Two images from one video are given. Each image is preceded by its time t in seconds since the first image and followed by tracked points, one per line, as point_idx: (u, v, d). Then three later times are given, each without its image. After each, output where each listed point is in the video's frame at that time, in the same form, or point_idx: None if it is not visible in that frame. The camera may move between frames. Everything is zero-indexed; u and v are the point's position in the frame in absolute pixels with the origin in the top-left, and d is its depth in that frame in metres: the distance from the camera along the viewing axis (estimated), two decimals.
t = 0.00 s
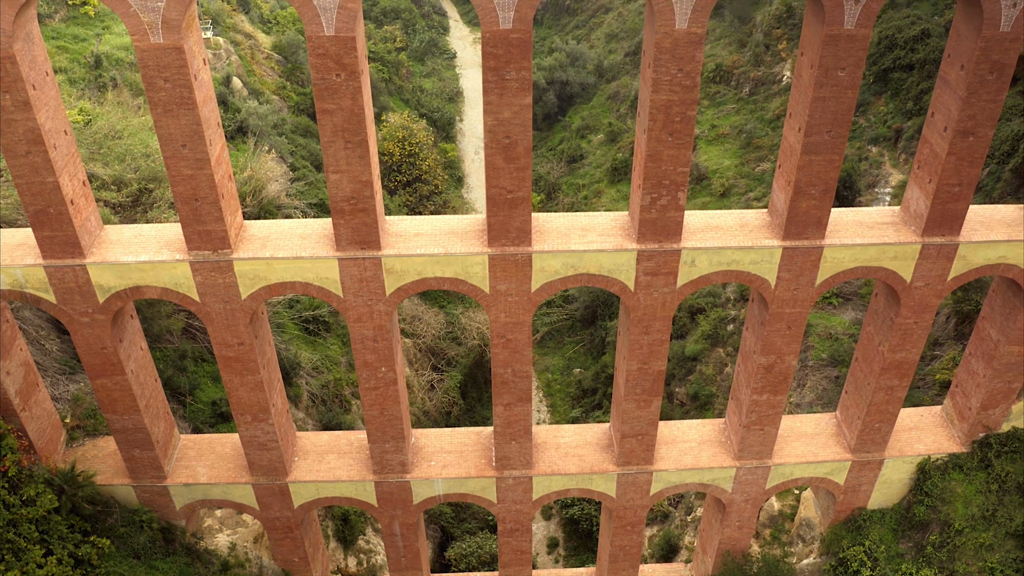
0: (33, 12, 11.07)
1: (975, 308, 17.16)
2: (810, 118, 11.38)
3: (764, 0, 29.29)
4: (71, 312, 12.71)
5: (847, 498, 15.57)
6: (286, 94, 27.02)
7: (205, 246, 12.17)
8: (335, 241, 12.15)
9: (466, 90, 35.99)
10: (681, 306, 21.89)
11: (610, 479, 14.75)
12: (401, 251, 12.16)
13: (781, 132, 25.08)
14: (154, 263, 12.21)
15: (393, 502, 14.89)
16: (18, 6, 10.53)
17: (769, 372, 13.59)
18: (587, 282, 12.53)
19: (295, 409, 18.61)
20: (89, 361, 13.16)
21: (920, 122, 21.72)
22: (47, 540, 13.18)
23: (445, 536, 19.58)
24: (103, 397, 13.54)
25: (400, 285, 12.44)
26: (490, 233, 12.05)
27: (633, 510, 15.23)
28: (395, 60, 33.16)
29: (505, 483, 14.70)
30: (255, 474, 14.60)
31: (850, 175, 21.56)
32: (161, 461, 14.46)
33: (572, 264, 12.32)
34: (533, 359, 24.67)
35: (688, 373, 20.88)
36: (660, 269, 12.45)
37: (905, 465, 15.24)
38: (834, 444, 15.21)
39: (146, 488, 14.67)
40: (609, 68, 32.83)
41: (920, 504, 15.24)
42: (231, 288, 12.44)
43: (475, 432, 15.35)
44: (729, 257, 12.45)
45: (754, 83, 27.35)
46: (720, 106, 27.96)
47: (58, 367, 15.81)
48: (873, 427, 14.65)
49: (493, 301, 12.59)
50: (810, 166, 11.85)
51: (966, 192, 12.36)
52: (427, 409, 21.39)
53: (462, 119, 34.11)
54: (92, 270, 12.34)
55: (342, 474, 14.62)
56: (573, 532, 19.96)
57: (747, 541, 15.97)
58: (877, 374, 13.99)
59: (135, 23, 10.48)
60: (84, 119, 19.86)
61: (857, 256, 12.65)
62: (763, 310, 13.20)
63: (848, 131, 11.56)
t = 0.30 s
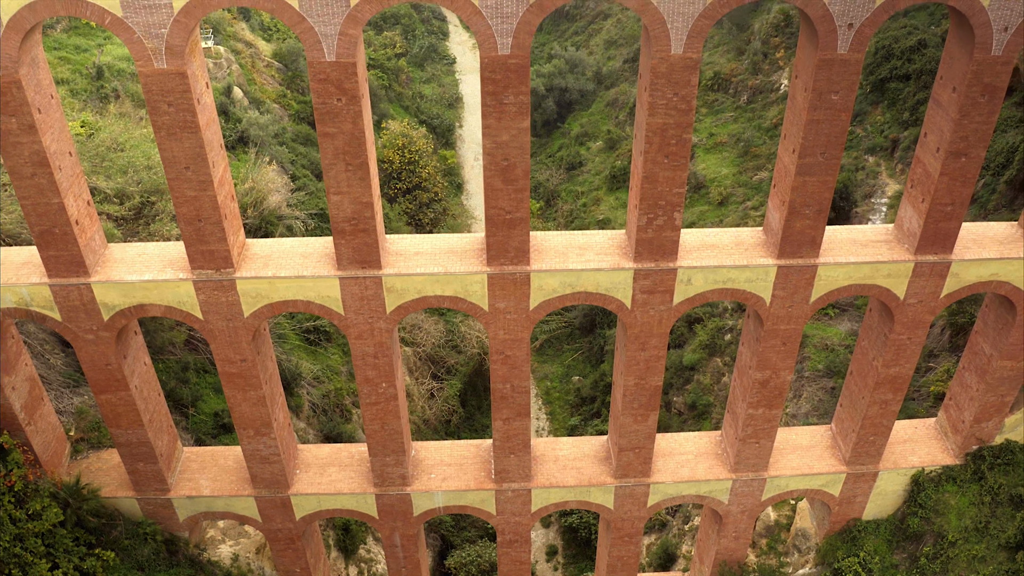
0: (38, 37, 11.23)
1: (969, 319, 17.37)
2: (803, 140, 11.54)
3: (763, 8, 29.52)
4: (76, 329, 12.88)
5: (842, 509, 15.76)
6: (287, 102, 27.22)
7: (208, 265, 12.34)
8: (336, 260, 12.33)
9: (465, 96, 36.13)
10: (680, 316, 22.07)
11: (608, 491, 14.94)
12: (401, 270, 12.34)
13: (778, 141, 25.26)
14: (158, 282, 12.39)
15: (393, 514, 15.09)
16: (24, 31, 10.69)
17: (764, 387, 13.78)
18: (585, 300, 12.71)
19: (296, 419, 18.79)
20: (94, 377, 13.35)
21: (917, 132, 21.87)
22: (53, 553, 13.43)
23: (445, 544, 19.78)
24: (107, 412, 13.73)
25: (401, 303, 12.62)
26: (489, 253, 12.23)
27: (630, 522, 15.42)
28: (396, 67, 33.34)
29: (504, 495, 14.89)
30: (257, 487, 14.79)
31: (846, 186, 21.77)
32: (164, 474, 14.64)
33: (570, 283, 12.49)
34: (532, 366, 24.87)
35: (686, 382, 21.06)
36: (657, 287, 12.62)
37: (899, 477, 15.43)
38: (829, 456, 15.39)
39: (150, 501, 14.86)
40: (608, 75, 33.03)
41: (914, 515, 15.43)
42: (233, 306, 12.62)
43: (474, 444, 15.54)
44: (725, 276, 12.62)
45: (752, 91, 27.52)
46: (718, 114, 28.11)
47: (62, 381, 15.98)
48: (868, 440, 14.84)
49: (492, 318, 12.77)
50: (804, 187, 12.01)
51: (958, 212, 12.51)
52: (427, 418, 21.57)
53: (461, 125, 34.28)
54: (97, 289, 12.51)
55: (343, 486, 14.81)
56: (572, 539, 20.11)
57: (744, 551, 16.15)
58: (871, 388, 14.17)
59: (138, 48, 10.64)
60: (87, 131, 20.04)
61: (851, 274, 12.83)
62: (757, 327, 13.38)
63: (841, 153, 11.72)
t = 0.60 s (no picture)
0: (48, 62, 11.38)
1: (966, 332, 17.63)
2: (801, 162, 11.72)
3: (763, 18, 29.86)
4: (86, 346, 13.07)
5: (840, 520, 15.96)
6: (289, 111, 27.40)
7: (216, 284, 12.53)
8: (342, 280, 12.53)
9: (466, 102, 36.32)
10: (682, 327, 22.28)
11: (609, 503, 15.15)
12: (406, 289, 12.53)
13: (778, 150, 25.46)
14: (166, 301, 12.58)
15: (397, 526, 15.31)
16: (34, 58, 10.86)
17: (763, 402, 13.97)
18: (586, 318, 12.90)
19: (300, 429, 18.97)
20: (102, 393, 13.55)
21: (916, 143, 22.10)
22: (62, 566, 13.66)
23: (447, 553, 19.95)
24: (115, 427, 13.93)
25: (405, 321, 12.80)
26: (492, 272, 12.43)
27: (631, 533, 15.63)
28: (396, 74, 33.53)
29: (507, 507, 15.10)
30: (263, 500, 15.00)
31: (845, 198, 21.85)
32: (171, 487, 14.84)
33: (571, 301, 12.69)
34: (533, 374, 25.07)
35: (686, 392, 21.27)
36: (657, 305, 12.82)
37: (896, 489, 15.63)
38: (827, 469, 15.60)
39: (156, 513, 15.07)
40: (608, 82, 33.25)
41: (911, 526, 15.64)
42: (240, 324, 12.81)
43: (477, 457, 15.74)
44: (724, 294, 12.81)
45: (752, 100, 27.73)
46: (718, 122, 28.30)
47: (70, 394, 16.16)
48: (865, 453, 15.04)
49: (495, 336, 12.97)
50: (802, 208, 12.19)
51: (954, 231, 12.70)
52: (430, 426, 21.73)
53: (462, 131, 34.50)
54: (106, 307, 12.69)
55: (347, 499, 15.01)
56: (573, 547, 20.25)
57: (743, 561, 16.38)
58: (868, 403, 14.36)
59: (147, 75, 10.81)
60: (92, 144, 20.21)
61: (848, 292, 13.01)
62: (756, 343, 13.58)
63: (839, 175, 11.90)
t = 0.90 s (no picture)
0: (57, 85, 11.60)
1: (961, 343, 17.88)
2: (797, 182, 11.92)
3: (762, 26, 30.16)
4: (93, 361, 13.29)
5: (836, 529, 16.19)
6: (291, 119, 27.66)
7: (222, 301, 12.75)
8: (346, 296, 12.75)
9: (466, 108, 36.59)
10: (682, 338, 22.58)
11: (608, 513, 15.37)
12: (409, 305, 12.75)
13: (776, 158, 25.69)
14: (172, 317, 12.79)
15: (399, 535, 15.54)
16: (44, 82, 11.08)
17: (760, 415, 14.18)
18: (586, 334, 13.12)
19: (303, 437, 19.13)
20: (109, 406, 13.77)
21: (912, 153, 22.31)
22: None
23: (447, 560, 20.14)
24: (123, 439, 14.16)
25: (408, 337, 13.03)
26: (493, 289, 12.64)
27: (630, 542, 15.87)
28: (398, 81, 33.85)
29: (507, 517, 15.33)
30: (267, 510, 15.22)
31: (842, 208, 22.07)
32: (177, 498, 15.07)
33: (571, 317, 12.90)
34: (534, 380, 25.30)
35: (685, 400, 21.52)
36: (656, 321, 13.03)
37: (891, 499, 15.85)
38: (823, 479, 15.82)
39: (162, 524, 15.30)
40: (608, 88, 33.51)
41: (906, 536, 15.84)
42: (245, 339, 13.04)
43: (478, 468, 15.98)
44: (721, 310, 13.03)
45: (750, 108, 27.98)
46: (717, 130, 28.55)
47: (76, 406, 16.40)
48: (860, 464, 15.26)
49: (496, 351, 13.19)
50: (798, 226, 12.38)
51: (947, 248, 12.92)
52: (430, 433, 21.89)
53: (462, 137, 34.78)
54: (114, 324, 12.91)
55: (350, 510, 15.23)
56: (573, 554, 20.40)
57: (740, 569, 16.61)
58: (864, 415, 14.57)
59: (155, 98, 11.02)
60: (96, 154, 20.42)
61: (844, 307, 13.22)
62: (753, 358, 13.80)
63: (834, 194, 12.11)
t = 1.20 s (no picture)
0: (63, 106, 11.80)
1: (954, 352, 18.13)
2: (790, 200, 12.11)
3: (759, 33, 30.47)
4: (98, 374, 13.51)
5: (829, 537, 16.41)
6: (291, 126, 27.89)
7: (224, 316, 12.96)
8: (346, 311, 12.96)
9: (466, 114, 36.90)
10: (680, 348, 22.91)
11: (605, 522, 15.59)
12: (408, 320, 12.97)
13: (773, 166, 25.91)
14: (176, 332, 13.00)
15: (399, 544, 15.77)
16: (50, 104, 11.28)
17: (754, 426, 14.39)
18: (582, 348, 13.33)
19: (304, 445, 19.35)
20: (113, 418, 13.98)
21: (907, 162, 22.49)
22: None
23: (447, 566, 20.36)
24: (126, 450, 14.37)
25: (408, 350, 13.25)
26: (491, 304, 12.85)
27: (626, 550, 16.12)
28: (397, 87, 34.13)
29: (506, 526, 15.55)
30: (269, 519, 15.45)
31: (837, 217, 22.26)
32: (180, 507, 15.29)
33: (568, 331, 13.12)
34: (532, 387, 25.54)
35: (681, 407, 21.77)
36: (651, 335, 13.25)
37: (884, 508, 16.06)
38: (817, 488, 16.05)
39: (165, 532, 15.53)
40: (607, 94, 33.83)
41: (899, 544, 16.07)
42: (248, 353, 13.25)
43: (477, 477, 16.20)
44: (716, 324, 13.24)
45: (748, 115, 28.31)
46: (714, 137, 28.87)
47: (80, 416, 16.64)
48: (854, 473, 15.48)
49: (493, 364, 13.40)
50: (791, 243, 12.58)
51: (937, 263, 13.13)
52: (430, 440, 22.14)
53: (461, 143, 35.04)
54: (118, 338, 13.12)
55: (350, 519, 15.45)
56: (570, 560, 20.55)
57: None
58: (856, 426, 14.78)
59: (159, 120, 11.23)
60: (98, 164, 20.60)
61: (836, 321, 13.43)
62: (747, 370, 14.02)
63: (826, 212, 12.32)
